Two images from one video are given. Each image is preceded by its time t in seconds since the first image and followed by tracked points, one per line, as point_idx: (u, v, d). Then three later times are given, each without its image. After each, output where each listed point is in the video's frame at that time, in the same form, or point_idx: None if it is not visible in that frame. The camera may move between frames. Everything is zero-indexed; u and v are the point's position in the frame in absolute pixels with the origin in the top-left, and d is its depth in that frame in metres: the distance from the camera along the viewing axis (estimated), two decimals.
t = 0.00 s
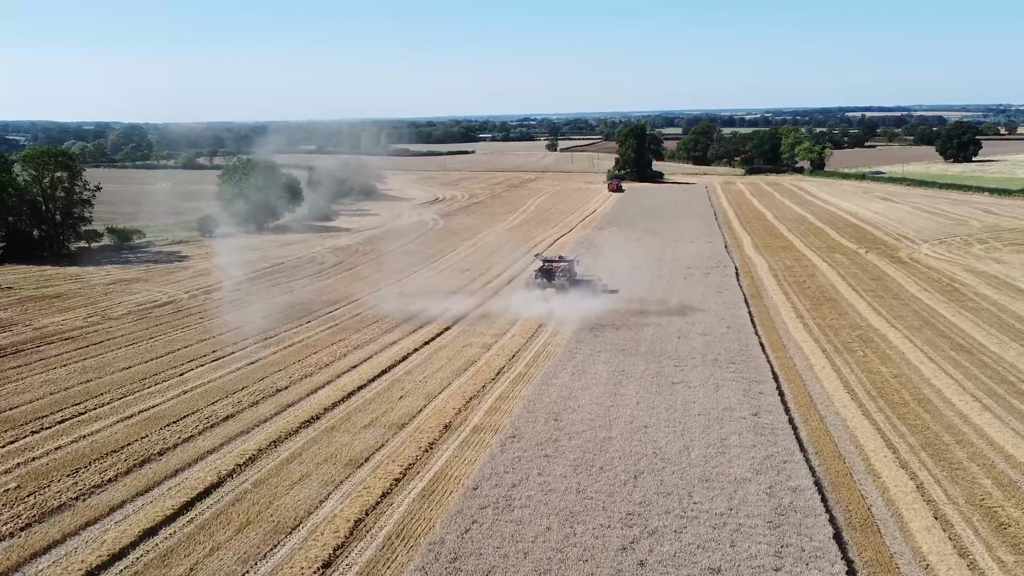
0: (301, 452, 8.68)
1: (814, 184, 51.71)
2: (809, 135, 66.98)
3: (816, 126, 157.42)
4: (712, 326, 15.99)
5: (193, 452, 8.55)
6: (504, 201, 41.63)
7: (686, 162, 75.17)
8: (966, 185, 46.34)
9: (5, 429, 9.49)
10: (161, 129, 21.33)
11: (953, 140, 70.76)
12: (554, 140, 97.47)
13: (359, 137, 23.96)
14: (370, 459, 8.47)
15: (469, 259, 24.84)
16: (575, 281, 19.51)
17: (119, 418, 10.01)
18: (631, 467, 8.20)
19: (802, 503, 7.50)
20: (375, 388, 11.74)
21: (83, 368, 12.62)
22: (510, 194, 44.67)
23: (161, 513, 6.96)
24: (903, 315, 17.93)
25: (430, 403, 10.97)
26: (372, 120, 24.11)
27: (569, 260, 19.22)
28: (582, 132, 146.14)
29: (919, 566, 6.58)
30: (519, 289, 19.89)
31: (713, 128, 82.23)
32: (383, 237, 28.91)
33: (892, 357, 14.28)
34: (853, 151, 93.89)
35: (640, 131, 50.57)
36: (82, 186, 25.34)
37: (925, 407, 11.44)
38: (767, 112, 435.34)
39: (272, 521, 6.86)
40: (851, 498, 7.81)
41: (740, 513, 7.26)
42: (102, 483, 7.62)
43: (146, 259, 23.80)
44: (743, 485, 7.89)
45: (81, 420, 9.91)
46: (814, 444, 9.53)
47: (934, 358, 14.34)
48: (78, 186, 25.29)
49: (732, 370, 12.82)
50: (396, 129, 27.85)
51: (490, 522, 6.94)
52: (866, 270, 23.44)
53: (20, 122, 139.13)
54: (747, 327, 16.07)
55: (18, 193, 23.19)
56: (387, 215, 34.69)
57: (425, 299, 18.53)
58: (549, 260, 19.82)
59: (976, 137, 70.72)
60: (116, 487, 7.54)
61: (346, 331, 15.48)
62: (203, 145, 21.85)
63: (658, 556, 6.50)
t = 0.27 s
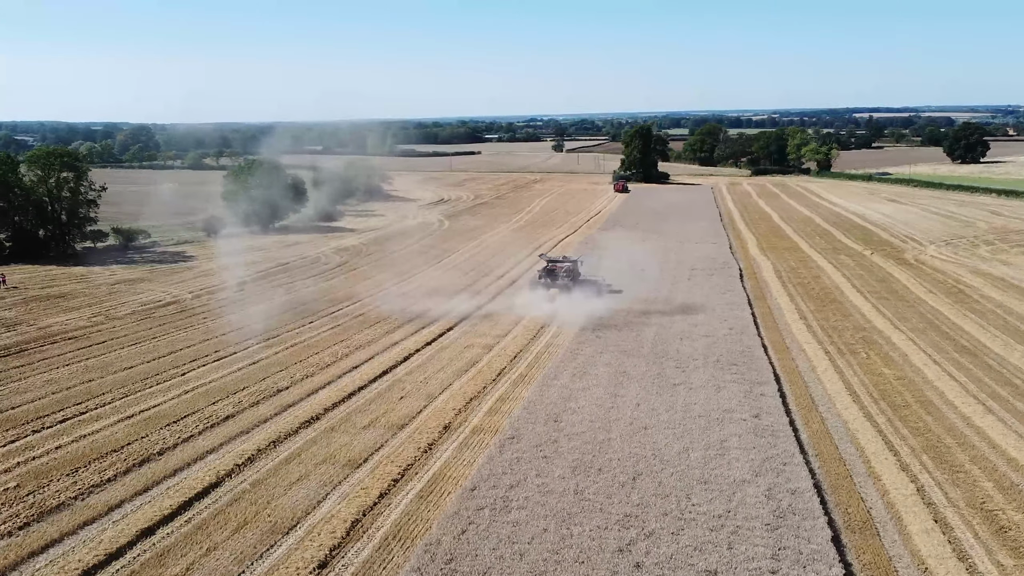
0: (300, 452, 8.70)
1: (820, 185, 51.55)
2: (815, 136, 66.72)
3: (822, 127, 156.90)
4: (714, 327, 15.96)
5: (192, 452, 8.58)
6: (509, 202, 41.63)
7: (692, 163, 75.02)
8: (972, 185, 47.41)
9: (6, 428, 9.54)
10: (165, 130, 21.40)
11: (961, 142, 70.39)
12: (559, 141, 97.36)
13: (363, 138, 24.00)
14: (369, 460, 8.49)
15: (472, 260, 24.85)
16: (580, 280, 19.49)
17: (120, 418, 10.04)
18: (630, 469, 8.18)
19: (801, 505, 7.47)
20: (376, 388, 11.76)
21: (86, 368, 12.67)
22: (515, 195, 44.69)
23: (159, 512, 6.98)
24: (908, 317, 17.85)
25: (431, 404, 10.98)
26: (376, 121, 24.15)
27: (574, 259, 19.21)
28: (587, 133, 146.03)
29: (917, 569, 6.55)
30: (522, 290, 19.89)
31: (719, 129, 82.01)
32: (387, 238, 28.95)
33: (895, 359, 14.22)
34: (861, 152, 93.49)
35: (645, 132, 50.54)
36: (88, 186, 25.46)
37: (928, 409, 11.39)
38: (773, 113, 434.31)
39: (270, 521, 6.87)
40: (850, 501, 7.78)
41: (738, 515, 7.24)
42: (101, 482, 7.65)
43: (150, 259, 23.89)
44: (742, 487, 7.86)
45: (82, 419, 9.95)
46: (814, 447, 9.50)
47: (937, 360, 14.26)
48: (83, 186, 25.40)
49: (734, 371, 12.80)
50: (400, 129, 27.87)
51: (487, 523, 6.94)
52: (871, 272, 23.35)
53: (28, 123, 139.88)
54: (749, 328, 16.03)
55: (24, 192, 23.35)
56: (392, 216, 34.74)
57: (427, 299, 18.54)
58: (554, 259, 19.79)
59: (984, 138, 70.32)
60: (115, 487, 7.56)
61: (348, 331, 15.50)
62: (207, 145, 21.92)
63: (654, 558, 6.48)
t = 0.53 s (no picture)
0: (300, 453, 8.71)
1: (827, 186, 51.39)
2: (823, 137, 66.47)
3: (829, 128, 156.34)
4: (717, 328, 15.92)
5: (192, 452, 8.60)
6: (514, 202, 41.63)
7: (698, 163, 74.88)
8: (981, 185, 48.43)
9: (7, 428, 9.58)
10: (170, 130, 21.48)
11: (969, 143, 70.02)
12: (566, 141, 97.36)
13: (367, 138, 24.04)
14: (368, 460, 8.50)
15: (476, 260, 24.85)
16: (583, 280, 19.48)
17: (120, 418, 10.06)
18: (629, 470, 8.17)
19: (800, 508, 7.45)
20: (377, 389, 11.77)
21: (89, 368, 12.72)
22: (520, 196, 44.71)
23: (157, 513, 7.00)
24: (912, 319, 17.76)
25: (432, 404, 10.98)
26: (382, 122, 24.19)
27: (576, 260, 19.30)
28: (593, 133, 145.94)
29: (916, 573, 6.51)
30: (525, 290, 19.89)
31: (727, 129, 81.83)
32: (391, 238, 28.99)
33: (898, 361, 14.16)
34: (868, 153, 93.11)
35: (651, 132, 50.50)
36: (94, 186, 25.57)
37: (931, 412, 11.33)
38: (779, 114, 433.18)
39: (267, 522, 6.89)
40: (849, 503, 7.75)
41: (736, 517, 7.21)
42: (100, 482, 7.67)
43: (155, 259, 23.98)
44: (741, 490, 7.84)
45: (83, 419, 9.98)
46: (815, 449, 9.45)
47: (941, 363, 14.19)
48: (89, 186, 25.50)
49: (736, 372, 12.76)
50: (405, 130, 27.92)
51: (484, 524, 6.94)
52: (876, 273, 23.24)
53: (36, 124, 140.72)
54: (752, 330, 15.98)
55: (30, 192, 23.47)
56: (396, 216, 34.79)
57: (430, 299, 18.55)
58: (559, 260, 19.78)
59: (993, 139, 69.94)
60: (114, 487, 7.58)
61: (351, 331, 15.52)
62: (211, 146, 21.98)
63: (652, 561, 6.46)
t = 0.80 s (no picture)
0: (298, 454, 8.72)
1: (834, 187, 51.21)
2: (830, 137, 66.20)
3: (837, 128, 155.53)
4: (720, 329, 15.89)
5: (191, 452, 8.62)
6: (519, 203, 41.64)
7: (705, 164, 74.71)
8: (989, 185, 49.49)
9: (8, 428, 9.62)
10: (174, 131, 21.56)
11: (978, 143, 69.64)
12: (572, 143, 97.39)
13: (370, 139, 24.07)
14: (367, 461, 8.50)
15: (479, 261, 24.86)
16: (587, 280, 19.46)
17: (121, 418, 10.09)
18: (627, 473, 8.15)
19: (798, 511, 7.41)
20: (378, 390, 11.78)
21: (91, 368, 12.77)
22: (527, 196, 44.74)
23: (154, 513, 7.01)
24: (917, 321, 17.66)
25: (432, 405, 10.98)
26: (390, 123, 24.22)
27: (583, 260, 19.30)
28: (599, 134, 145.83)
29: None
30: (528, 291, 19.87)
31: (733, 130, 81.59)
32: (395, 239, 29.03)
33: (902, 364, 14.08)
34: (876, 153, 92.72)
35: (658, 133, 50.46)
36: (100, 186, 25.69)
37: (933, 415, 11.26)
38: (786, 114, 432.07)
39: (263, 523, 6.89)
40: (848, 507, 7.71)
41: (734, 521, 7.18)
42: (98, 482, 7.69)
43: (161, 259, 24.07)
44: (739, 493, 7.81)
45: (84, 419, 10.01)
46: (815, 452, 9.42)
47: (945, 365, 14.11)
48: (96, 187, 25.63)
49: (737, 374, 12.72)
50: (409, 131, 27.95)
51: (480, 526, 6.93)
52: (881, 275, 23.13)
53: (45, 124, 141.49)
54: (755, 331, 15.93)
55: (37, 193, 23.59)
56: (401, 217, 34.83)
57: (433, 300, 18.55)
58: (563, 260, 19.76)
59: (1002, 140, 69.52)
60: (112, 487, 7.61)
61: (353, 332, 15.54)
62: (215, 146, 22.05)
63: (648, 564, 6.44)
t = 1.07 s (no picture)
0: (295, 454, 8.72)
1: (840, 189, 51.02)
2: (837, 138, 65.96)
3: (843, 129, 155.02)
4: (721, 330, 15.86)
5: (189, 453, 8.63)
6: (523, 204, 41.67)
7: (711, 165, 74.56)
8: (983, 185, 50.32)
9: (8, 427, 9.65)
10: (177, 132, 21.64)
11: (985, 145, 69.31)
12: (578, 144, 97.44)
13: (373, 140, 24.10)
14: (364, 462, 8.50)
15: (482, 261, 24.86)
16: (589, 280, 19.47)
17: (121, 418, 10.11)
18: (625, 475, 8.12)
19: (795, 514, 7.38)
20: (378, 391, 11.78)
21: (93, 368, 12.82)
22: (532, 197, 44.79)
23: (150, 513, 7.03)
24: (920, 323, 17.58)
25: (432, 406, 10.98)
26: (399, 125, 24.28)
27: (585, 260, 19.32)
28: (605, 135, 145.75)
29: None
30: (530, 291, 19.86)
31: (739, 131, 81.33)
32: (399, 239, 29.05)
33: (904, 366, 14.02)
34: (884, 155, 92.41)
35: (664, 134, 50.46)
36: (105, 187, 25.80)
37: (935, 418, 11.20)
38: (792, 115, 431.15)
39: (258, 523, 6.90)
40: (846, 510, 7.67)
41: (730, 524, 7.15)
42: (95, 482, 7.71)
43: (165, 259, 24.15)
44: (737, 495, 7.78)
45: (84, 419, 10.04)
46: (815, 454, 9.38)
47: (947, 368, 14.04)
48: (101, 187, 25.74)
49: (738, 376, 12.68)
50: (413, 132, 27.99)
51: (475, 528, 6.92)
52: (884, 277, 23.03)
53: (52, 125, 142.10)
54: (757, 333, 15.89)
55: (42, 193, 23.71)
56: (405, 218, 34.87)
57: (434, 301, 18.55)
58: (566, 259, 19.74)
59: (1010, 141, 69.14)
60: (110, 487, 7.63)
61: (354, 333, 15.56)
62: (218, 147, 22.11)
63: (642, 567, 6.41)
